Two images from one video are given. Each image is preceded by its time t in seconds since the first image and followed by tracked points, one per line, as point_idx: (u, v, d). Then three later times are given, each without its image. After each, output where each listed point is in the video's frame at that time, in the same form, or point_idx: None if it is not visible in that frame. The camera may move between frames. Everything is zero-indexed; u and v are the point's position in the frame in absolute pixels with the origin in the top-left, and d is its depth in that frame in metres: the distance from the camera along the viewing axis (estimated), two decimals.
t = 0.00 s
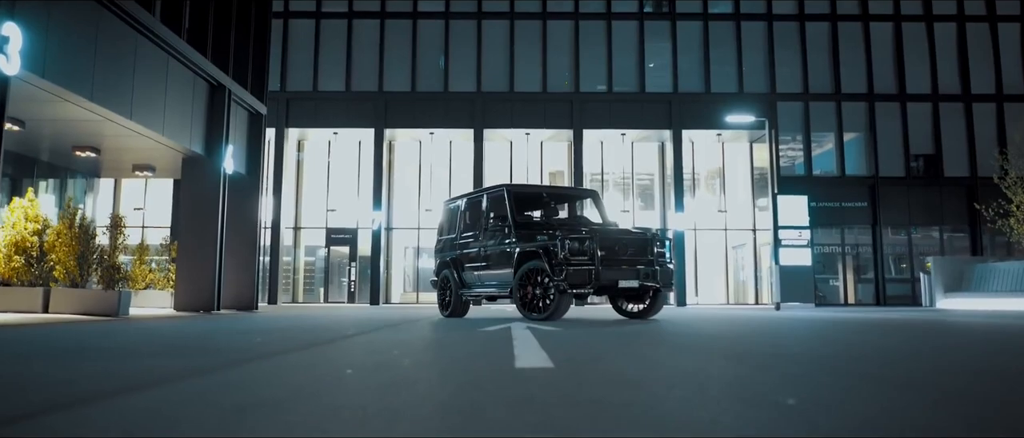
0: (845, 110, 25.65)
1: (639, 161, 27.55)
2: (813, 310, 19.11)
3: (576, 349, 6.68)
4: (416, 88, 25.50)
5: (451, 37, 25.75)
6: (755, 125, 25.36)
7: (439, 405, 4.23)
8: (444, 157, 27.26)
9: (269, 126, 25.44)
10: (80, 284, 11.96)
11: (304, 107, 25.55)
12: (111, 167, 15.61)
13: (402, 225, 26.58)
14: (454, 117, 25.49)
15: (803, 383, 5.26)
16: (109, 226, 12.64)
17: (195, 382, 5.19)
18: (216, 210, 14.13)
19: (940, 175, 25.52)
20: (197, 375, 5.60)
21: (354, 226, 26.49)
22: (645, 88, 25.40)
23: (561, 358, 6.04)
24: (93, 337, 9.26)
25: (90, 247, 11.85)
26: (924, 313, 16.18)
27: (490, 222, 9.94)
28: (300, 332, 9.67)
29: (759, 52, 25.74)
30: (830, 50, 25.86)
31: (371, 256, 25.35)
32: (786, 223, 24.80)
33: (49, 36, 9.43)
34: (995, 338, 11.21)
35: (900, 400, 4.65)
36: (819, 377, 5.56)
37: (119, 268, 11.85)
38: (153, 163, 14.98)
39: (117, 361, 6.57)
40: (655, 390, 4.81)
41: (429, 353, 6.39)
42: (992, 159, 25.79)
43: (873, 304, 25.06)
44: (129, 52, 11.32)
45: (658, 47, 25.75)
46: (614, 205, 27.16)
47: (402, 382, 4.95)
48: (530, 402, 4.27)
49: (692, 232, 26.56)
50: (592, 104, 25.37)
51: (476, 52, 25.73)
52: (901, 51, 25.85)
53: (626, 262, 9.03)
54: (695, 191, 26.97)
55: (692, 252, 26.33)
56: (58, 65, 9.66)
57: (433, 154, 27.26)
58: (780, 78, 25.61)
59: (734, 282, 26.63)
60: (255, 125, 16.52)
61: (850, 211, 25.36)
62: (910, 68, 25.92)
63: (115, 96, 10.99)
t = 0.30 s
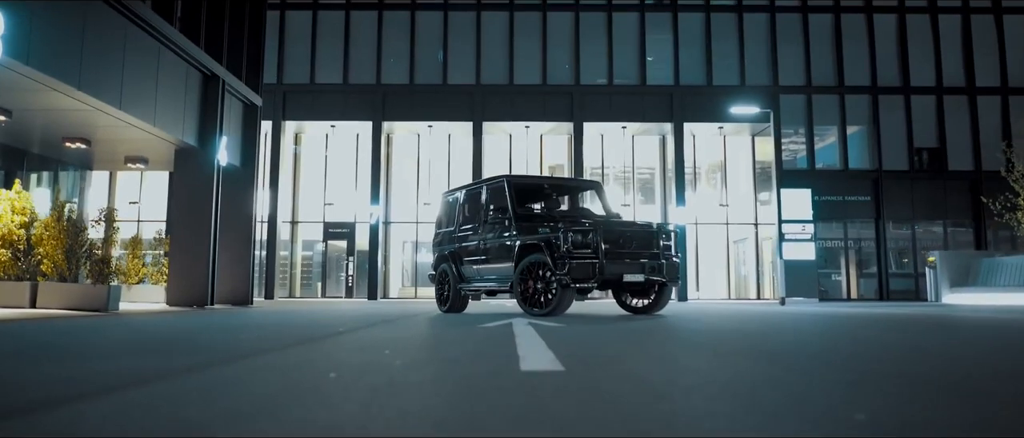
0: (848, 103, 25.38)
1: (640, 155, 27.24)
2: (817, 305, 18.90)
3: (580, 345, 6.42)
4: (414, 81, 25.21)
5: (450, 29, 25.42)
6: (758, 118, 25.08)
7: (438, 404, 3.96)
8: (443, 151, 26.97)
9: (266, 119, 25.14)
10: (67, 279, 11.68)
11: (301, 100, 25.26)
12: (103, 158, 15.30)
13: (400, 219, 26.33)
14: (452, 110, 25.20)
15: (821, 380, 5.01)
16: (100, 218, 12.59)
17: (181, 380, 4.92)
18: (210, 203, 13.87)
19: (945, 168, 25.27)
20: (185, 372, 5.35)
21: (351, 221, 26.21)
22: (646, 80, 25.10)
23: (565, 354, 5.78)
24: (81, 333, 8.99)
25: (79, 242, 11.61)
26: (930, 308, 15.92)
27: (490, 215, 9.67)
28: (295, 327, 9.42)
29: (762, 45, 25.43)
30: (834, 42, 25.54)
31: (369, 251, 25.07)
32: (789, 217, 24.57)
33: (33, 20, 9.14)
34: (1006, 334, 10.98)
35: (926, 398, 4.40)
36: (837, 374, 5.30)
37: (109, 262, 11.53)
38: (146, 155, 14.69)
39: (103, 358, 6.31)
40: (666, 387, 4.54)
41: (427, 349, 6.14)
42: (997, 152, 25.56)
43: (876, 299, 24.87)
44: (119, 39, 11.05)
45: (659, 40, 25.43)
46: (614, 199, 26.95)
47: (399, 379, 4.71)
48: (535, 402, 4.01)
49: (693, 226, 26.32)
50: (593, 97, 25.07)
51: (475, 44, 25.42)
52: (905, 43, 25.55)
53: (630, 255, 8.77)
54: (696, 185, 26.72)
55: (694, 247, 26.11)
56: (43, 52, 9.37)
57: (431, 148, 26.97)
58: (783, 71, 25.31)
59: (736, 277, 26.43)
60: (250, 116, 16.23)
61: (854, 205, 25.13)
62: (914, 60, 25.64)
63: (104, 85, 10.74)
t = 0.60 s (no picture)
0: (852, 95, 25.06)
1: (641, 148, 26.90)
2: (821, 300, 18.64)
3: (582, 342, 6.12)
4: (412, 72, 24.87)
5: (448, 20, 25.06)
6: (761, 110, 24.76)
7: (440, 403, 3.68)
8: (441, 143, 26.64)
9: (261, 111, 24.79)
10: (53, 272, 11.48)
11: (297, 92, 24.91)
12: (94, 149, 14.95)
13: (398, 212, 26.05)
14: (451, 102, 24.87)
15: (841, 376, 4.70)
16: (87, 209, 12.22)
17: (159, 378, 4.62)
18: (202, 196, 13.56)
19: (950, 161, 24.97)
20: (171, 369, 5.06)
21: (349, 214, 25.89)
22: (647, 71, 24.76)
23: (568, 351, 5.48)
24: (65, 328, 8.69)
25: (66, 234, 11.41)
26: (938, 302, 15.66)
27: (490, 206, 9.37)
28: (289, 322, 9.13)
29: (764, 36, 25.07)
30: (837, 33, 25.17)
31: (366, 244, 24.75)
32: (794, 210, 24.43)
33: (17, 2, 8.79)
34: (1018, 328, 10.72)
35: (956, 396, 4.09)
36: (856, 370, 5.00)
37: (97, 255, 11.16)
38: (138, 146, 14.37)
39: (86, 354, 6.01)
40: (676, 385, 4.24)
41: (427, 345, 5.85)
42: (1002, 144, 25.29)
43: (879, 292, 24.62)
44: (106, 25, 10.73)
45: (660, 31, 25.07)
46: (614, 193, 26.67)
47: (398, 376, 4.43)
48: (535, 401, 3.71)
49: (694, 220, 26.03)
50: (594, 88, 24.74)
51: (473, 36, 25.06)
52: (909, 34, 25.20)
53: (636, 248, 8.48)
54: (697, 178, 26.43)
55: (695, 240, 25.84)
56: (23, 37, 9.01)
57: (429, 140, 26.63)
58: (785, 62, 24.98)
59: (737, 271, 26.16)
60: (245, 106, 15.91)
61: (857, 199, 24.84)
62: (918, 51, 25.30)
63: (92, 73, 10.42)
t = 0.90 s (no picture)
0: (855, 88, 24.77)
1: (641, 142, 26.61)
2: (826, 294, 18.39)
3: (584, 338, 5.87)
4: (410, 64, 24.57)
5: (447, 12, 24.74)
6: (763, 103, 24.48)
7: (441, 401, 3.43)
8: (440, 137, 26.36)
9: (258, 105, 24.47)
10: (40, 267, 11.25)
11: (294, 85, 24.61)
12: (86, 141, 14.67)
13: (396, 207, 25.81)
14: (450, 95, 24.57)
15: (860, 373, 4.45)
16: (73, 201, 11.88)
17: (138, 375, 4.37)
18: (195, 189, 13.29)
19: (954, 155, 24.72)
20: (157, 365, 4.81)
21: (346, 208, 25.62)
22: (648, 64, 24.44)
23: (574, 348, 5.23)
24: (52, 324, 8.42)
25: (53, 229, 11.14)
26: (943, 298, 15.43)
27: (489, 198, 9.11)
28: (284, 318, 8.88)
29: (767, 29, 24.74)
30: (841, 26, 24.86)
31: (364, 239, 24.44)
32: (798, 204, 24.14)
33: None
34: None
35: (988, 393, 3.84)
36: (876, 366, 4.74)
37: (84, 250, 11.22)
38: (130, 138, 14.10)
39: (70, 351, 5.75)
40: (684, 383, 3.99)
41: (426, 342, 5.61)
42: (1006, 138, 25.04)
43: (882, 288, 24.38)
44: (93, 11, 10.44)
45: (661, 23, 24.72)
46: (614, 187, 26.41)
47: (397, 374, 4.18)
48: (534, 399, 3.46)
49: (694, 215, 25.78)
50: (594, 82, 24.43)
51: (472, 28, 24.74)
52: (913, 27, 24.89)
53: (641, 241, 8.23)
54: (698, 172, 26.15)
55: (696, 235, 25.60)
56: (6, 23, 8.69)
57: (428, 134, 26.32)
58: (788, 55, 24.66)
59: (738, 266, 25.92)
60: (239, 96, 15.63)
61: (860, 193, 24.58)
62: (923, 45, 24.99)
63: (79, 61, 10.15)
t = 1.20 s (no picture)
0: (858, 82, 24.51)
1: (641, 135, 26.34)
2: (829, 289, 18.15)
3: (589, 335, 5.63)
4: (409, 57, 24.29)
5: (445, 4, 24.45)
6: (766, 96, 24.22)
7: (440, 401, 3.17)
8: (438, 131, 26.10)
9: (254, 98, 24.19)
10: (25, 261, 11.07)
11: (291, 78, 24.33)
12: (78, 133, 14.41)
13: (394, 201, 25.57)
14: (449, 88, 24.28)
15: (885, 371, 4.20)
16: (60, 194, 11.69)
17: (120, 372, 4.12)
18: (189, 183, 13.02)
19: (958, 149, 24.46)
20: (140, 362, 4.55)
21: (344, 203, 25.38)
22: (649, 57, 24.17)
23: (579, 345, 4.98)
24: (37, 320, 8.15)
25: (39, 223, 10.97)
26: (949, 293, 15.19)
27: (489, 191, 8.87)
28: (278, 314, 8.63)
29: (769, 22, 24.47)
30: (844, 19, 24.58)
31: (362, 233, 24.18)
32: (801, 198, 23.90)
33: None
34: None
35: None
36: (898, 363, 4.49)
37: (73, 245, 11.11)
38: (122, 130, 13.84)
39: (51, 346, 5.49)
40: (698, 381, 3.74)
41: (425, 339, 5.36)
42: (1011, 132, 24.79)
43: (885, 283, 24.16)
44: None
45: (663, 16, 24.44)
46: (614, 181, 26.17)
47: (394, 372, 3.93)
48: (540, 397, 3.20)
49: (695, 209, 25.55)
50: (595, 75, 24.16)
51: (471, 21, 24.44)
52: (918, 20, 24.61)
53: (647, 234, 7.99)
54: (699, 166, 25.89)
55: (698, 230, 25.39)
56: None
57: (426, 128, 26.06)
58: (791, 48, 24.38)
59: (740, 261, 25.70)
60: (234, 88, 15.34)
61: (862, 188, 24.34)
62: (927, 38, 24.72)
63: (65, 50, 9.87)
